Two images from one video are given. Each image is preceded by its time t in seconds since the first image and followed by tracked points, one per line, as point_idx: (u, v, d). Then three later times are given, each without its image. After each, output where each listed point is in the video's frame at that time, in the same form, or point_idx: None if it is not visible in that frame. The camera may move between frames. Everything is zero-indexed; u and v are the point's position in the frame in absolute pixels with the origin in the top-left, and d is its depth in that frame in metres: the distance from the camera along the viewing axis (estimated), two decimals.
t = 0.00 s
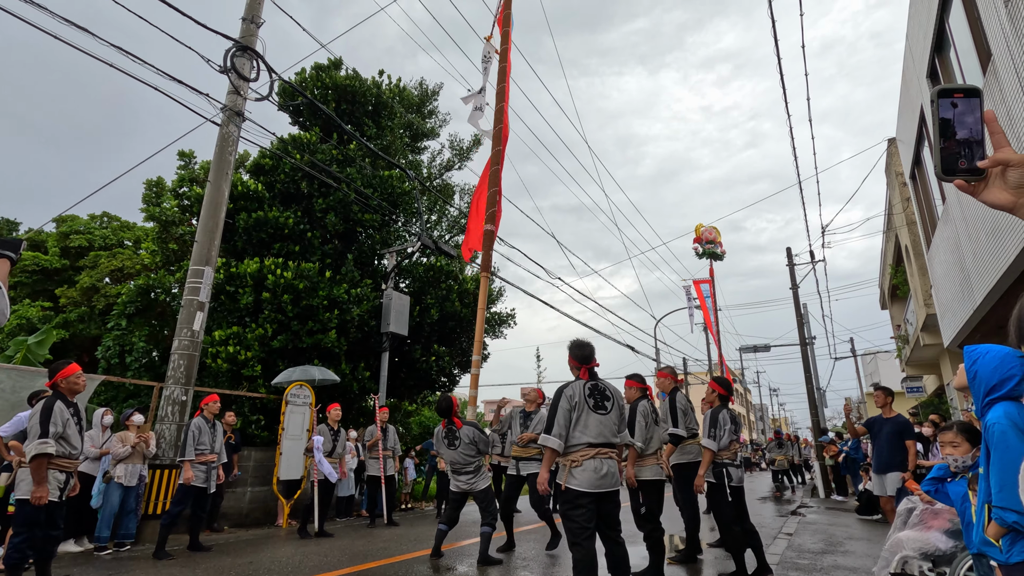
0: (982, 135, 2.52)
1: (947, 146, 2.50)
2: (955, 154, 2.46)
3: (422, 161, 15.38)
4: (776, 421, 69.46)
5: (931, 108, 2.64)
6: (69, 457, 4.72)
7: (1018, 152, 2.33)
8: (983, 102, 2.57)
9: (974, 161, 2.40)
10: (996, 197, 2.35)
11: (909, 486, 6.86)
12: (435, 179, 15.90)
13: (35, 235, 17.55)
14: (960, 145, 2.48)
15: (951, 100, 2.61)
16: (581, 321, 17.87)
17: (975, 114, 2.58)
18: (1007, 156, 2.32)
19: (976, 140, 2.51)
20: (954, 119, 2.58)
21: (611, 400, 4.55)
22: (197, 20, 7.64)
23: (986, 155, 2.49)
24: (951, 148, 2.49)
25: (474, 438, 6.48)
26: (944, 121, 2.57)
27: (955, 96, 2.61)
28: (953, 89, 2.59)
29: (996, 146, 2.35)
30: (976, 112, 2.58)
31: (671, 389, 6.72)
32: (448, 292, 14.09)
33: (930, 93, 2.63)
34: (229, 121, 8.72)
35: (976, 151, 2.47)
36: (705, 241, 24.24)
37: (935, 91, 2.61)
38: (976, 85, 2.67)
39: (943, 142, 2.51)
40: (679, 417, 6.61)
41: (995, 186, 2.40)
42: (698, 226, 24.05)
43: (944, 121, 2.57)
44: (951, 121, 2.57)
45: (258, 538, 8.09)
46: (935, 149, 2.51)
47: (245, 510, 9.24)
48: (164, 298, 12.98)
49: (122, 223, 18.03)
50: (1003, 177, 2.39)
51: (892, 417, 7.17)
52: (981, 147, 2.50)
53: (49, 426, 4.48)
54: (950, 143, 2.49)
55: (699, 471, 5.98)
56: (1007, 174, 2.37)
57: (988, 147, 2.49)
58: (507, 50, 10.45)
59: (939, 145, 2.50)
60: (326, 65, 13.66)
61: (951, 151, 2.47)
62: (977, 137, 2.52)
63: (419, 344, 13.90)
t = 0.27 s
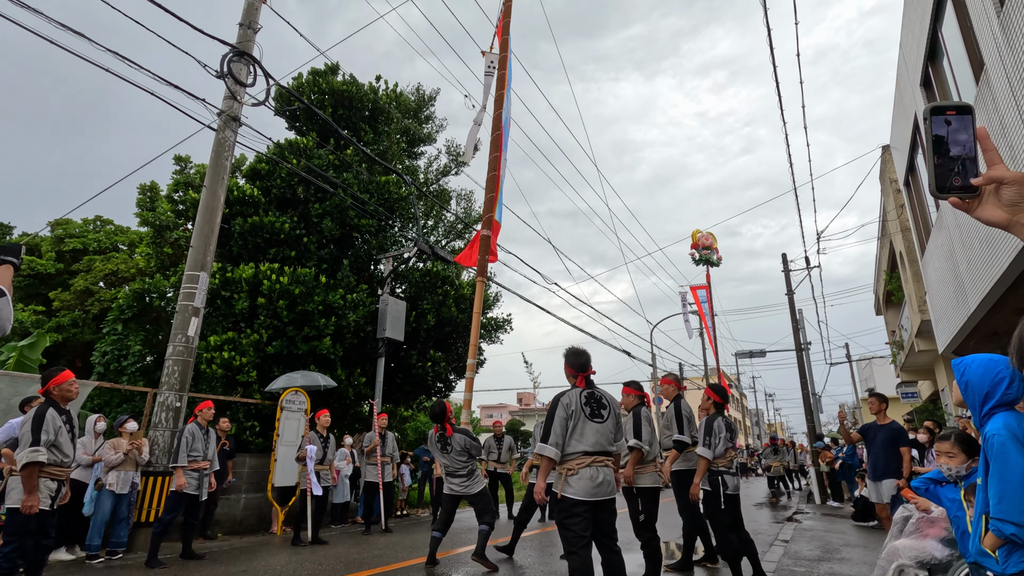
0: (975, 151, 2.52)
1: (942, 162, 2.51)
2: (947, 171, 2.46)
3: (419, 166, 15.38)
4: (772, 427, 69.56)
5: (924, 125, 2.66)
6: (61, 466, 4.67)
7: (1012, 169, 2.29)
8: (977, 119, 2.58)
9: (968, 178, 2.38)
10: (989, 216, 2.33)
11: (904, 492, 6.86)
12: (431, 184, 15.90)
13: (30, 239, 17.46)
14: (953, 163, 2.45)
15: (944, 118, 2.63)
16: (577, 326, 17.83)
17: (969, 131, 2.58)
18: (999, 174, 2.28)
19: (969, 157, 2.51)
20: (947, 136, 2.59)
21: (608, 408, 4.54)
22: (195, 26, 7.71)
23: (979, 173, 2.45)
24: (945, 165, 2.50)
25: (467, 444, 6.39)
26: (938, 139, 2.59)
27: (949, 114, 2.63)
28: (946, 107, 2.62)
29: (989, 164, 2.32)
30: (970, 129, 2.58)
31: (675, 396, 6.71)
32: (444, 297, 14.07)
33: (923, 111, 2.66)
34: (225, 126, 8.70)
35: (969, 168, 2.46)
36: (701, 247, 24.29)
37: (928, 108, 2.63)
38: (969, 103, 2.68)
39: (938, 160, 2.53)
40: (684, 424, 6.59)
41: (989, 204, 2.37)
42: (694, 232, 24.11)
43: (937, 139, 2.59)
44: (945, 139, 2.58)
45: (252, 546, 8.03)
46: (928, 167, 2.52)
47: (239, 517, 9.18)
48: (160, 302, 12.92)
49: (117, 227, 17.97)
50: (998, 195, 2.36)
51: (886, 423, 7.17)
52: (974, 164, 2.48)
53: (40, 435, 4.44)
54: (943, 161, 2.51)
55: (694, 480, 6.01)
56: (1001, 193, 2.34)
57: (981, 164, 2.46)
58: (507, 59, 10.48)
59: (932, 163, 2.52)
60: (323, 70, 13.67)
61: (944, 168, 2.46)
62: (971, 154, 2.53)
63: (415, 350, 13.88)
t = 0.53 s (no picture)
0: (968, 163, 2.55)
1: (936, 173, 2.52)
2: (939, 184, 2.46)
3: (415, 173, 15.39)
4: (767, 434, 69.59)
5: (919, 136, 2.68)
6: (52, 475, 4.62)
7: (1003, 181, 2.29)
8: (970, 130, 2.60)
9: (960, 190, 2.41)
10: (981, 227, 2.32)
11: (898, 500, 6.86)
12: (427, 191, 15.90)
13: (22, 244, 17.35)
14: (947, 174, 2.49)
15: (939, 128, 2.65)
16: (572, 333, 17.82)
17: (963, 142, 2.60)
18: (992, 185, 2.27)
19: (963, 169, 2.53)
20: (942, 147, 2.61)
21: (603, 418, 4.53)
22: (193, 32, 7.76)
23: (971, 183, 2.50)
24: (939, 177, 2.51)
25: (468, 454, 6.42)
26: (931, 150, 2.61)
27: (942, 124, 2.65)
28: (940, 117, 2.64)
29: (981, 174, 2.32)
30: (964, 140, 2.60)
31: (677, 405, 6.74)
32: (440, 304, 14.05)
33: (917, 121, 2.67)
34: (221, 133, 8.69)
35: (962, 180, 2.49)
36: (697, 253, 24.37)
37: (922, 118, 2.65)
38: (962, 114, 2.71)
39: (932, 171, 2.55)
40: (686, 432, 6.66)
41: (981, 216, 2.36)
42: (690, 239, 24.19)
43: (931, 150, 2.61)
44: (938, 150, 2.60)
45: (244, 555, 7.95)
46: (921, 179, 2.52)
47: (231, 525, 9.10)
48: (153, 308, 12.85)
49: (111, 232, 17.88)
50: (989, 206, 2.35)
51: (880, 431, 7.18)
52: (968, 176, 2.51)
53: (30, 443, 4.39)
54: (936, 172, 2.51)
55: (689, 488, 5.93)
56: (994, 204, 2.33)
57: (975, 176, 2.51)
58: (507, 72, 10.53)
59: (926, 174, 2.53)
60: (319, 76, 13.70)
61: (938, 179, 2.49)
62: (964, 165, 2.55)
63: (410, 356, 13.83)
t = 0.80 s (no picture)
0: (960, 179, 2.55)
1: (929, 190, 2.52)
2: (933, 201, 2.45)
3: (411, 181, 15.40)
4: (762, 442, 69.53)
5: (911, 152, 2.69)
6: (40, 486, 4.56)
7: (996, 198, 2.32)
8: (962, 147, 2.62)
9: (953, 206, 2.39)
10: (975, 243, 2.34)
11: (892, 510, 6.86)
12: (423, 199, 15.90)
13: (14, 250, 17.21)
14: (940, 190, 2.48)
15: (930, 145, 2.66)
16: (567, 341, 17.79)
17: (954, 159, 2.61)
18: (984, 202, 2.31)
19: (955, 185, 2.53)
20: (934, 163, 2.62)
21: (598, 428, 4.51)
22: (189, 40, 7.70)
23: (963, 200, 2.48)
24: (931, 193, 2.50)
25: (478, 458, 6.40)
26: (924, 166, 2.62)
27: (934, 140, 2.67)
28: (932, 134, 2.65)
29: (974, 191, 2.34)
30: (956, 157, 2.62)
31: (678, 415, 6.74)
32: (434, 312, 14.01)
33: (909, 137, 2.69)
34: (215, 140, 8.67)
35: (954, 197, 2.47)
36: (693, 262, 24.44)
37: (914, 135, 2.66)
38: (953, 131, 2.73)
39: (923, 187, 2.55)
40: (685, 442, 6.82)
41: (974, 232, 2.38)
42: (686, 247, 24.26)
43: (924, 166, 2.61)
44: (931, 166, 2.61)
45: (236, 566, 7.86)
46: (915, 196, 2.52)
47: (222, 536, 9.00)
48: (145, 316, 12.76)
49: (104, 238, 17.79)
50: (982, 223, 2.38)
51: (875, 441, 7.20)
52: (960, 193, 2.50)
53: (17, 453, 4.33)
54: (930, 189, 2.52)
55: (682, 498, 5.95)
56: (986, 221, 2.36)
57: (966, 192, 2.50)
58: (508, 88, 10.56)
59: (920, 191, 2.53)
60: (315, 84, 13.71)
61: (930, 195, 2.48)
62: (956, 182, 2.55)
63: (405, 365, 13.77)
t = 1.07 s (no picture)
0: (949, 196, 2.57)
1: (917, 206, 2.53)
2: (922, 216, 2.45)
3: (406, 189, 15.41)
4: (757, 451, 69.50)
5: (900, 168, 2.71)
6: (27, 496, 4.50)
7: (984, 215, 2.33)
8: (950, 163, 2.65)
9: (942, 222, 2.39)
10: (964, 259, 2.34)
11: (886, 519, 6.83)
12: (418, 206, 15.91)
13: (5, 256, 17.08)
14: (928, 207, 2.48)
15: (919, 161, 2.69)
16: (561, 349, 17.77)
17: (943, 175, 2.64)
18: (972, 219, 2.32)
19: (943, 202, 2.54)
20: (922, 179, 2.64)
21: (592, 437, 4.50)
22: (185, 49, 7.40)
23: (952, 217, 2.49)
24: (920, 209, 2.51)
25: (478, 472, 6.41)
26: (913, 181, 2.63)
27: (924, 156, 2.69)
28: (921, 150, 2.68)
29: (963, 208, 2.34)
30: (944, 173, 2.64)
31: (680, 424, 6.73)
32: (429, 319, 13.98)
33: (899, 153, 2.71)
34: (210, 147, 8.65)
35: (943, 213, 2.48)
36: (687, 270, 24.52)
37: (903, 151, 2.69)
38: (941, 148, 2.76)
39: (912, 203, 2.57)
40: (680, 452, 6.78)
41: (963, 248, 2.38)
42: (681, 255, 24.34)
43: (912, 182, 2.63)
44: (920, 182, 2.63)
45: None
46: (904, 211, 2.52)
47: (213, 546, 8.90)
48: (137, 323, 12.67)
49: (97, 245, 17.69)
50: (971, 239, 2.37)
51: (868, 450, 7.19)
52: (948, 209, 2.51)
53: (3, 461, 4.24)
54: (918, 204, 2.53)
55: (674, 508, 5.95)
56: (975, 237, 2.35)
57: (954, 209, 2.52)
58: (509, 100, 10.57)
59: (909, 206, 2.54)
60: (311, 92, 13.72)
61: (920, 211, 2.49)
62: (945, 198, 2.56)
63: (399, 373, 13.72)
